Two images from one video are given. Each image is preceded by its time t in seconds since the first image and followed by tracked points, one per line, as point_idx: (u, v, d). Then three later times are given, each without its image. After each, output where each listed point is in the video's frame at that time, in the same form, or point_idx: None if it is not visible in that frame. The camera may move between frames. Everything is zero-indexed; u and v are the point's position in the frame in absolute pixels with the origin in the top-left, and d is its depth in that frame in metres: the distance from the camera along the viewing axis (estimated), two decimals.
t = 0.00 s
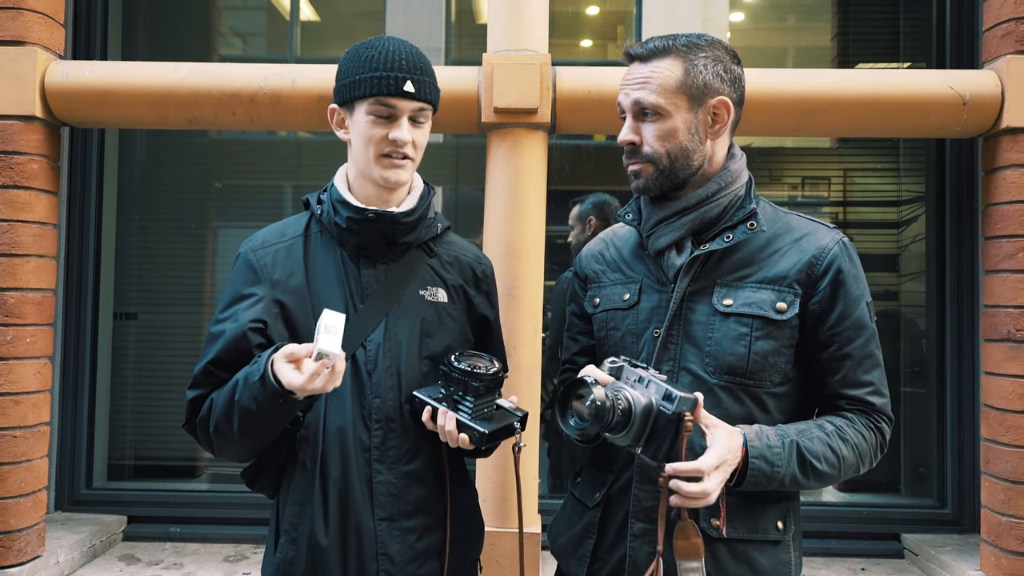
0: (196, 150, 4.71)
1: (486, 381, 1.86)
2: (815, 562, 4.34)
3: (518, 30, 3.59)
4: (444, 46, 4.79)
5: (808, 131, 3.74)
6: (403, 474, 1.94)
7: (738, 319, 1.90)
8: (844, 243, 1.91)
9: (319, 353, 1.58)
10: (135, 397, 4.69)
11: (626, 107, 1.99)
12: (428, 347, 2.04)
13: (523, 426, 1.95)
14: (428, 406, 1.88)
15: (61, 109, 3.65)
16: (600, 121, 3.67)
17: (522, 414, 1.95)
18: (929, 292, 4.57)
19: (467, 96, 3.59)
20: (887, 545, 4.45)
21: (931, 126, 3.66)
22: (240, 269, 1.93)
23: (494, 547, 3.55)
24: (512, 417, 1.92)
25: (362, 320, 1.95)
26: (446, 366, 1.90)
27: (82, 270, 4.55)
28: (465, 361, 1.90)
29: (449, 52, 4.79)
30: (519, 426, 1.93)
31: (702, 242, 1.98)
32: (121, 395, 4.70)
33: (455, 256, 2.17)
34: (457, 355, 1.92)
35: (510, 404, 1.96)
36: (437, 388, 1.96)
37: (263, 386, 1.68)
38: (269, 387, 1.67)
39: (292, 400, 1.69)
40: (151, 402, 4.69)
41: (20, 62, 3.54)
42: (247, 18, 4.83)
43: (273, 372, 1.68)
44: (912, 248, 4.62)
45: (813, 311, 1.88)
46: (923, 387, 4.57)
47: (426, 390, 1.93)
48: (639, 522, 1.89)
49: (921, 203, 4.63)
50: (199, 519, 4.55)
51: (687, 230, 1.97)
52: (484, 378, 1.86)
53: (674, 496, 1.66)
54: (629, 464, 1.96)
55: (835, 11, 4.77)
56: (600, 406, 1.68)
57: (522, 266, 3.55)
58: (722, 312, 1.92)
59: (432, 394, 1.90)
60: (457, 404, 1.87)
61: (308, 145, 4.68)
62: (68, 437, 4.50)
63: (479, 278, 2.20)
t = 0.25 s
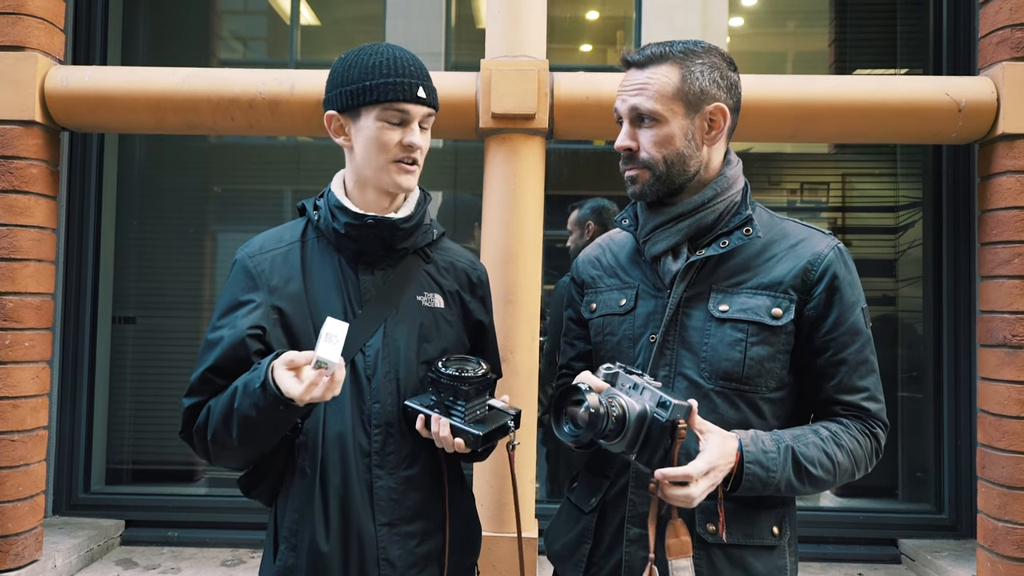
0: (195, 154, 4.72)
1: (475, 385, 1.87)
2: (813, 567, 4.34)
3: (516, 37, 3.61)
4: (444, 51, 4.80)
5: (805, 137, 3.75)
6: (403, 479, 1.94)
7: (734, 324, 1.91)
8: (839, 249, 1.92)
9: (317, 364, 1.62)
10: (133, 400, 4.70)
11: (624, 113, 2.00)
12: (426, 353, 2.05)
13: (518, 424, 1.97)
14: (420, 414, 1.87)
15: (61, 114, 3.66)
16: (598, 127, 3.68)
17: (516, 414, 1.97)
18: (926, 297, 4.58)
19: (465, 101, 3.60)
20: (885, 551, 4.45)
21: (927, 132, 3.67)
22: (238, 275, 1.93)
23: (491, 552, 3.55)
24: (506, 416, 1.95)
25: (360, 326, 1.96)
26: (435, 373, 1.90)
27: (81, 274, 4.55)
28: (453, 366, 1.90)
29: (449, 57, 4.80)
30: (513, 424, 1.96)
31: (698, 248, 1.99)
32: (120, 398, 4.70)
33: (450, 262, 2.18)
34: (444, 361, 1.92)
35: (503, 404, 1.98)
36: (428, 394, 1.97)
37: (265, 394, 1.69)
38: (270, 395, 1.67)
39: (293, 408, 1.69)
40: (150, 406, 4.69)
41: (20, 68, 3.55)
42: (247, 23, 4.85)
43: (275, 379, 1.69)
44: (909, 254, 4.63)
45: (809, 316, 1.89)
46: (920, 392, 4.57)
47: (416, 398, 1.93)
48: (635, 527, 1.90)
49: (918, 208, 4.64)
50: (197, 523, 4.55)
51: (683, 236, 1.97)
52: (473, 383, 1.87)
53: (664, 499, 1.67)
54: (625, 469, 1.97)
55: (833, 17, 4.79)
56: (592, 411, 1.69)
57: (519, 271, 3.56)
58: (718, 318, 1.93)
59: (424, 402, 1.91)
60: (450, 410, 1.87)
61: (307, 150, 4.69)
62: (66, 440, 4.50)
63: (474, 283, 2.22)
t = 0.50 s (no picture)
0: (196, 156, 4.74)
1: (487, 387, 1.87)
2: (811, 570, 4.34)
3: (515, 40, 3.62)
4: (445, 54, 4.81)
5: (804, 140, 3.76)
6: (406, 481, 1.95)
7: (730, 327, 1.91)
8: (835, 253, 1.93)
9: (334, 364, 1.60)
10: (133, 402, 4.71)
11: (622, 117, 2.00)
12: (425, 355, 2.06)
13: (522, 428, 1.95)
14: (428, 415, 1.88)
15: (62, 117, 3.68)
16: (596, 130, 3.69)
17: (520, 418, 1.96)
18: (925, 300, 4.58)
19: (464, 104, 3.62)
20: (883, 554, 4.45)
21: (925, 136, 3.68)
22: (236, 278, 1.93)
23: (489, 554, 3.56)
24: (512, 420, 1.93)
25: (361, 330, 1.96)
26: (445, 375, 1.90)
27: (82, 275, 4.57)
28: (464, 369, 1.91)
29: (450, 60, 4.82)
30: (519, 429, 1.94)
31: (695, 252, 2.00)
32: (120, 400, 4.72)
33: (446, 264, 2.19)
34: (455, 364, 1.93)
35: (508, 407, 1.98)
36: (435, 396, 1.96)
37: (276, 398, 1.69)
38: (283, 399, 1.68)
39: (304, 412, 1.71)
40: (150, 407, 4.71)
41: (21, 70, 3.57)
42: (248, 25, 4.87)
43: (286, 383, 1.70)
44: (908, 257, 4.63)
45: (804, 320, 1.89)
46: (919, 396, 4.57)
47: (425, 399, 1.94)
48: (631, 529, 1.91)
49: (917, 212, 4.64)
50: (197, 524, 4.56)
51: (679, 239, 1.98)
52: (485, 386, 1.87)
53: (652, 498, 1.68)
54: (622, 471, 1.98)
55: (832, 20, 4.80)
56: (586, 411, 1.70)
57: (518, 274, 3.57)
58: (715, 321, 1.93)
59: (432, 404, 1.92)
60: (459, 413, 1.89)
61: (308, 152, 4.71)
62: (66, 441, 4.51)
63: (470, 285, 2.23)
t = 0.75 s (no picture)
0: (201, 156, 4.76)
1: (485, 381, 1.88)
2: (815, 566, 4.34)
3: (516, 38, 3.63)
4: (450, 52, 4.82)
5: (806, 137, 3.75)
6: (409, 478, 1.97)
7: (730, 324, 1.92)
8: (836, 249, 1.93)
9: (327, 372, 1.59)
10: (140, 400, 4.75)
11: (633, 113, 1.98)
12: (425, 352, 2.07)
13: (521, 423, 1.99)
14: (428, 410, 1.90)
15: (66, 118, 3.71)
16: (598, 127, 3.69)
17: (520, 412, 1.99)
18: (929, 296, 4.57)
19: (466, 103, 3.63)
20: (887, 550, 4.45)
21: (928, 132, 3.66)
22: (236, 277, 1.94)
23: (493, 550, 3.57)
24: (511, 415, 1.97)
25: (361, 327, 1.97)
26: (445, 370, 1.92)
27: (88, 275, 4.60)
28: (463, 364, 1.92)
29: (455, 58, 4.83)
30: (519, 424, 1.98)
31: (696, 248, 2.00)
32: (127, 398, 4.75)
33: (445, 262, 2.21)
34: (454, 359, 1.94)
35: (508, 403, 2.00)
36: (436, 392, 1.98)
37: (266, 402, 1.69)
38: (272, 403, 1.68)
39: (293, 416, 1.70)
40: (156, 405, 4.74)
41: (25, 72, 3.60)
42: (252, 25, 4.89)
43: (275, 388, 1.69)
44: (913, 253, 4.62)
45: (805, 316, 1.90)
46: (924, 392, 4.57)
47: (425, 395, 1.96)
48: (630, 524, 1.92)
49: (921, 208, 4.63)
50: (203, 521, 4.59)
51: (681, 235, 1.98)
52: (484, 379, 1.88)
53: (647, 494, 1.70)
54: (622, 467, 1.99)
55: (835, 16, 4.79)
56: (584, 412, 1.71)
57: (520, 272, 3.58)
58: (715, 318, 1.94)
59: (432, 399, 1.93)
60: (459, 406, 1.89)
61: (312, 151, 4.72)
62: (73, 439, 4.55)
63: (469, 282, 2.25)
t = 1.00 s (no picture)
0: (205, 153, 4.78)
1: (485, 373, 1.89)
2: (817, 561, 4.34)
3: (518, 34, 3.63)
4: (455, 48, 4.83)
5: (809, 131, 3.74)
6: (406, 473, 1.98)
7: (728, 319, 1.92)
8: (836, 245, 1.93)
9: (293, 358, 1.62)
10: (145, 396, 4.78)
11: (626, 107, 2.01)
12: (425, 347, 2.08)
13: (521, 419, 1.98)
14: (427, 401, 1.92)
15: (71, 116, 3.73)
16: (601, 123, 3.69)
17: (519, 408, 1.98)
18: (934, 290, 4.56)
19: (468, 99, 3.63)
20: (891, 545, 4.44)
21: (931, 126, 3.65)
22: (236, 271, 1.95)
23: (495, 545, 3.59)
24: (510, 410, 1.96)
25: (360, 323, 1.99)
26: (446, 361, 1.94)
27: (93, 272, 4.63)
28: (465, 356, 1.94)
29: (460, 54, 4.83)
30: (518, 419, 1.98)
31: (693, 243, 2.01)
32: (133, 394, 4.79)
33: (446, 257, 2.21)
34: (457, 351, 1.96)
35: (507, 398, 2.00)
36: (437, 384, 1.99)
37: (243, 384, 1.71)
38: (248, 384, 1.70)
39: (269, 402, 1.70)
40: (162, 401, 4.78)
41: (29, 70, 3.62)
42: (257, 22, 4.90)
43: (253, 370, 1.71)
44: (917, 247, 4.60)
45: (804, 311, 1.90)
46: (927, 386, 4.56)
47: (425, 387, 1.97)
48: (627, 519, 1.93)
49: (926, 202, 4.61)
50: (208, 515, 4.63)
51: (679, 230, 1.99)
52: (484, 372, 1.89)
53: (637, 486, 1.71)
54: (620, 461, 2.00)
55: (840, 10, 4.77)
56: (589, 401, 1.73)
57: (522, 267, 3.59)
58: (713, 313, 1.94)
59: (431, 390, 1.94)
60: (457, 399, 1.91)
61: (316, 147, 4.73)
62: (79, 435, 4.59)
63: (470, 278, 2.25)
